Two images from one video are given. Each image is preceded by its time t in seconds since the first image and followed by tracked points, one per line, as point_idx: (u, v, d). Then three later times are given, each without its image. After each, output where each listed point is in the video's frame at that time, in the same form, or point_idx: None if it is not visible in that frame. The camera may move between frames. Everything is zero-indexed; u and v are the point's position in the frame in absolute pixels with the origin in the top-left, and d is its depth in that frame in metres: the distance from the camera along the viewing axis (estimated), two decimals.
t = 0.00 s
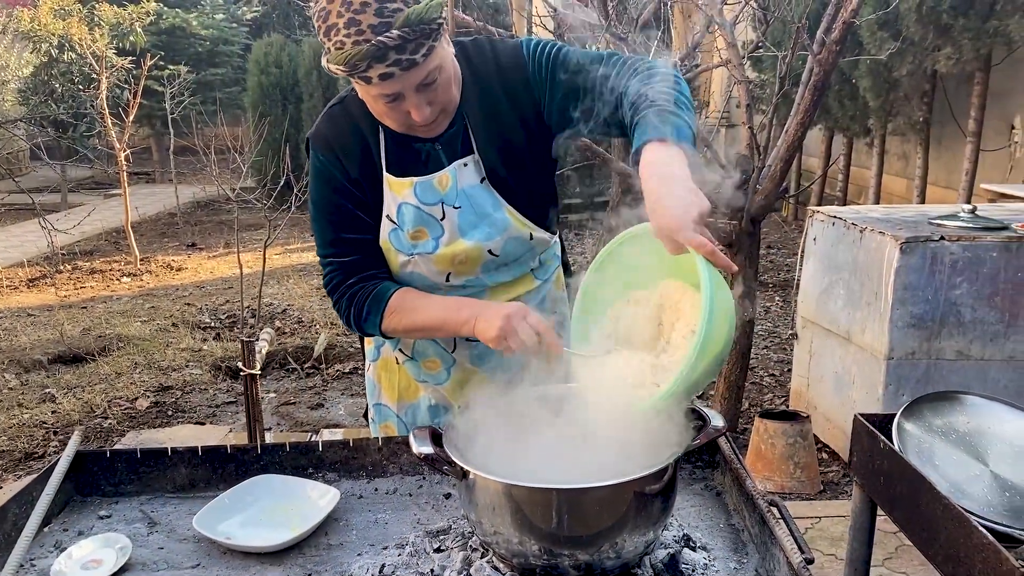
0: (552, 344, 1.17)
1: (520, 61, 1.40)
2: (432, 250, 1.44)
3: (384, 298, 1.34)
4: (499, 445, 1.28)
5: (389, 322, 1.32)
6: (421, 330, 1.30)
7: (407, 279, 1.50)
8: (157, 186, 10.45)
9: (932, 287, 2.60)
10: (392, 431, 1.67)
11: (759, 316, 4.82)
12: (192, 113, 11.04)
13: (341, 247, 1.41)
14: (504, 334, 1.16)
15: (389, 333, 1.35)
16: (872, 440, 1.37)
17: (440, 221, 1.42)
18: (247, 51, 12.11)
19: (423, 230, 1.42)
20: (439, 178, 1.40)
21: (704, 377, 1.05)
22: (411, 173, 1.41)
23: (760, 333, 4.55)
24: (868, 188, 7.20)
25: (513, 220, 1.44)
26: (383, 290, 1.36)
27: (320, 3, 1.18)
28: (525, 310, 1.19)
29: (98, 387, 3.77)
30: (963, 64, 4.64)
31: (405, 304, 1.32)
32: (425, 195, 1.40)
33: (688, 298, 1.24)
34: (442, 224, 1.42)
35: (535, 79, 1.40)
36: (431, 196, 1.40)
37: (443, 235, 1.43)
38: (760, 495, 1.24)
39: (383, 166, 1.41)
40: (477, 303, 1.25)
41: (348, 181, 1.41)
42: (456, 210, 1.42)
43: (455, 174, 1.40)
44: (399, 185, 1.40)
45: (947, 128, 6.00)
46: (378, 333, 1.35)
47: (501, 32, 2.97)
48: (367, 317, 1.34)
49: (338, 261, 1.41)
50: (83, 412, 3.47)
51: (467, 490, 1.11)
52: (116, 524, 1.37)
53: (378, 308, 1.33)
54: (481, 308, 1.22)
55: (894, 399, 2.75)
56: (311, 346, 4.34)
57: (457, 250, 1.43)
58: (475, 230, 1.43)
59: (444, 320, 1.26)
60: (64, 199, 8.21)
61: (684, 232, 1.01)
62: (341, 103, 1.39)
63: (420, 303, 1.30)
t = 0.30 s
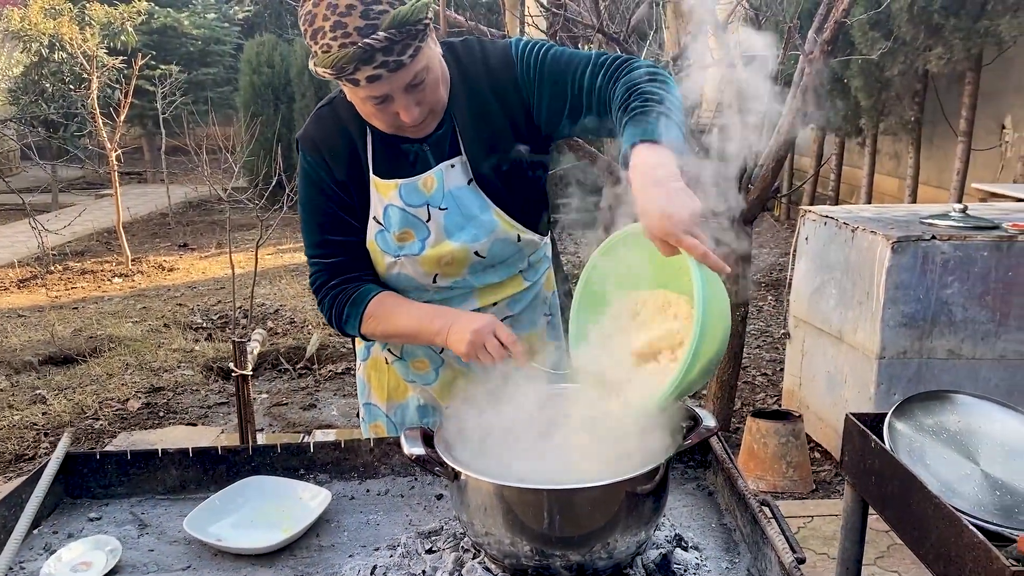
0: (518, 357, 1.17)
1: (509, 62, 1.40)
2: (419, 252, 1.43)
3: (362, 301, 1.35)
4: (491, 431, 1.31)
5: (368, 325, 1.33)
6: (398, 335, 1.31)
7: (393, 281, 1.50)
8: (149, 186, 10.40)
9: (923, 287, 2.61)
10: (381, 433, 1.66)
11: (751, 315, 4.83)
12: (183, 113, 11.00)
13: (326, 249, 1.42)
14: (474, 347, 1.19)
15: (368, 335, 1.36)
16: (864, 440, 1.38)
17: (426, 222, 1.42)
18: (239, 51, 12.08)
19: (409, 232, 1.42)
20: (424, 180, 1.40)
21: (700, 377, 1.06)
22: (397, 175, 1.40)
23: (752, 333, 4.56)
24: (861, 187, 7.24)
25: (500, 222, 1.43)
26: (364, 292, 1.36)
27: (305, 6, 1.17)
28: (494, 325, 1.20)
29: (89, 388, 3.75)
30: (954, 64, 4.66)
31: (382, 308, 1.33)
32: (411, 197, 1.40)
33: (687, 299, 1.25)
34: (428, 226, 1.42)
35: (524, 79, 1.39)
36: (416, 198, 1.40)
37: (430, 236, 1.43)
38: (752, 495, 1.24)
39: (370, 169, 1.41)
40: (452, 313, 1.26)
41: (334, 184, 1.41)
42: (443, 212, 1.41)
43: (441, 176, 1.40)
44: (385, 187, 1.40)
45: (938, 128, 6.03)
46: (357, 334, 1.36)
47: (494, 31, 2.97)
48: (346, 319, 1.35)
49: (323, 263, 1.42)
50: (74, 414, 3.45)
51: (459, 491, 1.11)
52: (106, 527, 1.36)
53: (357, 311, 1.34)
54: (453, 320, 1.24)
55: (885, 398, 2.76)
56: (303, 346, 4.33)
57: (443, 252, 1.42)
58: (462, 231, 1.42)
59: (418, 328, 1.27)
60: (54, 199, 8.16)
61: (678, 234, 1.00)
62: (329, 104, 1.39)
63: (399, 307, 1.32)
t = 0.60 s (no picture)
0: (496, 318, 1.19)
1: (503, 62, 1.39)
2: (410, 250, 1.44)
3: (338, 291, 1.34)
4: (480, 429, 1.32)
5: (346, 314, 1.31)
6: (375, 320, 1.29)
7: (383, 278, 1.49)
8: (140, 186, 10.35)
9: (915, 286, 2.61)
10: (372, 434, 1.65)
11: (744, 315, 4.84)
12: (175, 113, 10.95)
13: (310, 242, 1.41)
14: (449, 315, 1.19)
15: (347, 326, 1.34)
16: (855, 439, 1.38)
17: (418, 220, 1.42)
18: (230, 51, 12.04)
19: (401, 229, 1.42)
20: (418, 178, 1.40)
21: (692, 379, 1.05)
22: (389, 173, 1.40)
23: (745, 332, 4.57)
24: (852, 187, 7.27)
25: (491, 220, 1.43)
26: (338, 285, 1.35)
27: (301, 5, 1.17)
28: (472, 292, 1.21)
29: (79, 389, 3.72)
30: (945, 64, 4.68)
31: (358, 293, 1.31)
32: (403, 194, 1.40)
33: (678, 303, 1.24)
34: (420, 223, 1.43)
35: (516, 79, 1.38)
36: (409, 195, 1.40)
37: (421, 235, 1.44)
38: (744, 496, 1.24)
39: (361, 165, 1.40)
40: (426, 286, 1.25)
41: (324, 179, 1.41)
42: (435, 210, 1.41)
43: (434, 174, 1.40)
44: (377, 184, 1.40)
45: (930, 127, 6.06)
46: (338, 326, 1.34)
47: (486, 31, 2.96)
48: (324, 310, 1.34)
49: (308, 254, 1.41)
50: (65, 415, 3.43)
51: (449, 492, 1.11)
52: (95, 529, 1.35)
53: (334, 299, 1.33)
54: (430, 290, 1.24)
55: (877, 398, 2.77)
56: (295, 346, 4.31)
57: (435, 251, 1.43)
58: (454, 230, 1.43)
59: (394, 307, 1.26)
60: (45, 200, 8.11)
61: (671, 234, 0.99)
62: (322, 101, 1.39)
63: (374, 288, 1.30)
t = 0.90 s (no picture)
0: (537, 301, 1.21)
1: (495, 62, 1.40)
2: (409, 250, 1.43)
3: (355, 285, 1.30)
4: (476, 430, 1.32)
5: (367, 307, 1.28)
6: (397, 312, 1.27)
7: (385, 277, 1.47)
8: (131, 186, 10.30)
9: (906, 286, 2.62)
10: (366, 436, 1.64)
11: (736, 315, 4.84)
12: (166, 113, 10.90)
13: (316, 241, 1.37)
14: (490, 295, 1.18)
15: (369, 323, 1.31)
16: (846, 440, 1.38)
17: (417, 220, 1.41)
18: (222, 51, 11.99)
19: (400, 230, 1.42)
20: (416, 178, 1.38)
21: (682, 379, 1.04)
22: (387, 173, 1.38)
23: (737, 332, 4.57)
24: (845, 187, 7.29)
25: (490, 220, 1.44)
26: (354, 279, 1.32)
27: (290, 7, 1.15)
28: (512, 276, 1.20)
29: (69, 391, 3.70)
30: (936, 64, 4.69)
31: (377, 283, 1.28)
32: (403, 194, 1.38)
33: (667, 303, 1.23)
34: (419, 224, 1.42)
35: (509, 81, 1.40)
36: (408, 196, 1.39)
37: (420, 235, 1.43)
38: (735, 497, 1.24)
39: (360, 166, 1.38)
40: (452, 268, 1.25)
41: (325, 178, 1.37)
42: (434, 211, 1.41)
43: (431, 175, 1.38)
44: (375, 184, 1.38)
45: (921, 127, 6.07)
46: (358, 326, 1.31)
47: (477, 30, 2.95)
48: (342, 307, 1.30)
49: (312, 253, 1.36)
50: (54, 417, 3.40)
51: (437, 493, 1.10)
52: (81, 533, 1.34)
53: (352, 295, 1.29)
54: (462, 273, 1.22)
55: (869, 397, 2.77)
56: (287, 347, 4.29)
57: (434, 252, 1.43)
58: (452, 231, 1.43)
59: (420, 291, 1.24)
60: (35, 200, 8.06)
61: (660, 236, 0.99)
62: (316, 100, 1.36)
63: (391, 279, 1.27)
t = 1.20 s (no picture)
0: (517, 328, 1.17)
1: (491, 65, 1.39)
2: (401, 253, 1.43)
3: (338, 287, 1.29)
4: (465, 429, 1.32)
5: (347, 308, 1.27)
6: (378, 315, 1.25)
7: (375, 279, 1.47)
8: (123, 186, 10.25)
9: (898, 286, 2.62)
10: (357, 437, 1.63)
11: (729, 314, 4.85)
12: (158, 113, 10.86)
13: (301, 241, 1.35)
14: (470, 309, 1.15)
15: (345, 325, 1.29)
16: (838, 440, 1.38)
17: (408, 223, 1.41)
18: (214, 51, 11.96)
19: (391, 232, 1.41)
20: (409, 180, 1.37)
21: (679, 382, 1.02)
22: (380, 175, 1.38)
23: (730, 331, 4.58)
24: (837, 187, 7.31)
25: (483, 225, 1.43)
26: (338, 280, 1.30)
27: (287, 8, 1.14)
28: (495, 293, 1.18)
29: (60, 392, 3.68)
30: (927, 64, 4.71)
31: (360, 289, 1.27)
32: (395, 197, 1.38)
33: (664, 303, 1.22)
34: (411, 227, 1.41)
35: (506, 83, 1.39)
36: (400, 199, 1.38)
37: (412, 238, 1.42)
38: (726, 498, 1.24)
39: (354, 167, 1.37)
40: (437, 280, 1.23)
41: (317, 179, 1.37)
42: (426, 214, 1.40)
43: (424, 177, 1.38)
44: (367, 186, 1.37)
45: (913, 127, 6.10)
46: (336, 326, 1.29)
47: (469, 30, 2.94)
48: (322, 307, 1.28)
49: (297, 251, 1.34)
50: (45, 418, 3.39)
51: (429, 496, 1.10)
52: (70, 536, 1.33)
53: (333, 296, 1.28)
54: (441, 287, 1.20)
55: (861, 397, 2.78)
56: (279, 348, 4.28)
57: (426, 254, 1.42)
58: (445, 233, 1.42)
59: (398, 302, 1.22)
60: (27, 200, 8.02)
61: (657, 240, 0.99)
62: (312, 99, 1.35)
63: (377, 285, 1.27)
